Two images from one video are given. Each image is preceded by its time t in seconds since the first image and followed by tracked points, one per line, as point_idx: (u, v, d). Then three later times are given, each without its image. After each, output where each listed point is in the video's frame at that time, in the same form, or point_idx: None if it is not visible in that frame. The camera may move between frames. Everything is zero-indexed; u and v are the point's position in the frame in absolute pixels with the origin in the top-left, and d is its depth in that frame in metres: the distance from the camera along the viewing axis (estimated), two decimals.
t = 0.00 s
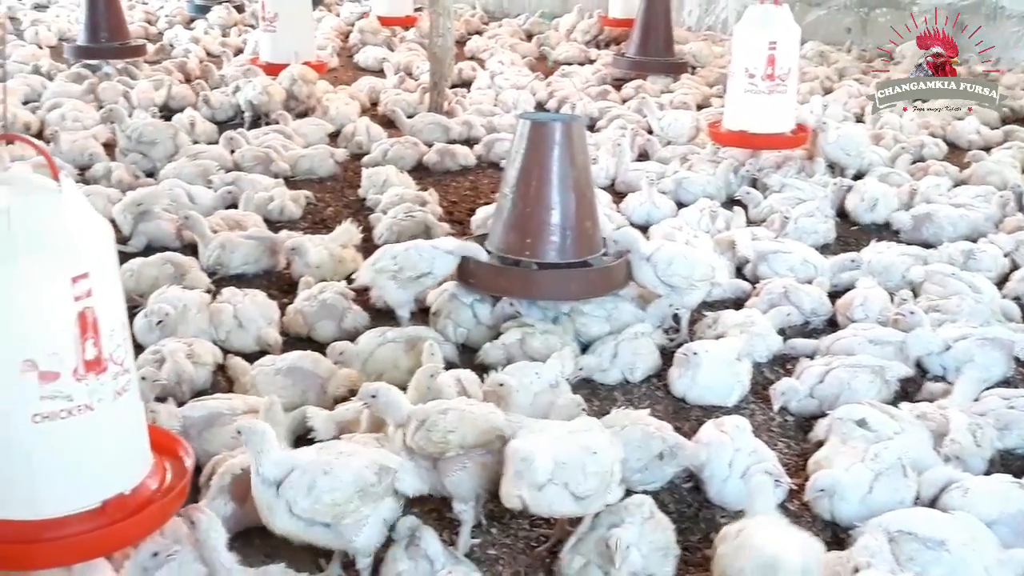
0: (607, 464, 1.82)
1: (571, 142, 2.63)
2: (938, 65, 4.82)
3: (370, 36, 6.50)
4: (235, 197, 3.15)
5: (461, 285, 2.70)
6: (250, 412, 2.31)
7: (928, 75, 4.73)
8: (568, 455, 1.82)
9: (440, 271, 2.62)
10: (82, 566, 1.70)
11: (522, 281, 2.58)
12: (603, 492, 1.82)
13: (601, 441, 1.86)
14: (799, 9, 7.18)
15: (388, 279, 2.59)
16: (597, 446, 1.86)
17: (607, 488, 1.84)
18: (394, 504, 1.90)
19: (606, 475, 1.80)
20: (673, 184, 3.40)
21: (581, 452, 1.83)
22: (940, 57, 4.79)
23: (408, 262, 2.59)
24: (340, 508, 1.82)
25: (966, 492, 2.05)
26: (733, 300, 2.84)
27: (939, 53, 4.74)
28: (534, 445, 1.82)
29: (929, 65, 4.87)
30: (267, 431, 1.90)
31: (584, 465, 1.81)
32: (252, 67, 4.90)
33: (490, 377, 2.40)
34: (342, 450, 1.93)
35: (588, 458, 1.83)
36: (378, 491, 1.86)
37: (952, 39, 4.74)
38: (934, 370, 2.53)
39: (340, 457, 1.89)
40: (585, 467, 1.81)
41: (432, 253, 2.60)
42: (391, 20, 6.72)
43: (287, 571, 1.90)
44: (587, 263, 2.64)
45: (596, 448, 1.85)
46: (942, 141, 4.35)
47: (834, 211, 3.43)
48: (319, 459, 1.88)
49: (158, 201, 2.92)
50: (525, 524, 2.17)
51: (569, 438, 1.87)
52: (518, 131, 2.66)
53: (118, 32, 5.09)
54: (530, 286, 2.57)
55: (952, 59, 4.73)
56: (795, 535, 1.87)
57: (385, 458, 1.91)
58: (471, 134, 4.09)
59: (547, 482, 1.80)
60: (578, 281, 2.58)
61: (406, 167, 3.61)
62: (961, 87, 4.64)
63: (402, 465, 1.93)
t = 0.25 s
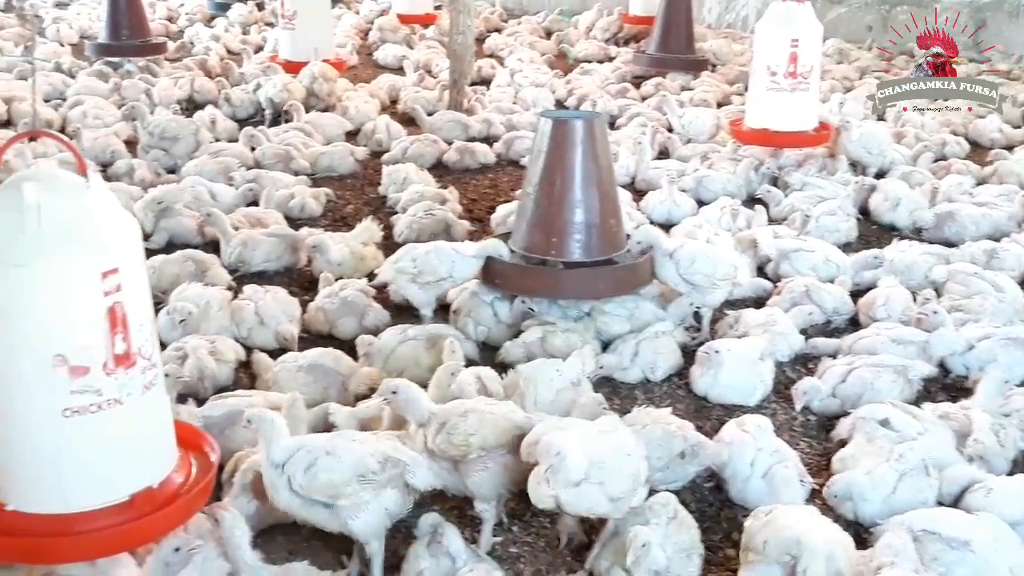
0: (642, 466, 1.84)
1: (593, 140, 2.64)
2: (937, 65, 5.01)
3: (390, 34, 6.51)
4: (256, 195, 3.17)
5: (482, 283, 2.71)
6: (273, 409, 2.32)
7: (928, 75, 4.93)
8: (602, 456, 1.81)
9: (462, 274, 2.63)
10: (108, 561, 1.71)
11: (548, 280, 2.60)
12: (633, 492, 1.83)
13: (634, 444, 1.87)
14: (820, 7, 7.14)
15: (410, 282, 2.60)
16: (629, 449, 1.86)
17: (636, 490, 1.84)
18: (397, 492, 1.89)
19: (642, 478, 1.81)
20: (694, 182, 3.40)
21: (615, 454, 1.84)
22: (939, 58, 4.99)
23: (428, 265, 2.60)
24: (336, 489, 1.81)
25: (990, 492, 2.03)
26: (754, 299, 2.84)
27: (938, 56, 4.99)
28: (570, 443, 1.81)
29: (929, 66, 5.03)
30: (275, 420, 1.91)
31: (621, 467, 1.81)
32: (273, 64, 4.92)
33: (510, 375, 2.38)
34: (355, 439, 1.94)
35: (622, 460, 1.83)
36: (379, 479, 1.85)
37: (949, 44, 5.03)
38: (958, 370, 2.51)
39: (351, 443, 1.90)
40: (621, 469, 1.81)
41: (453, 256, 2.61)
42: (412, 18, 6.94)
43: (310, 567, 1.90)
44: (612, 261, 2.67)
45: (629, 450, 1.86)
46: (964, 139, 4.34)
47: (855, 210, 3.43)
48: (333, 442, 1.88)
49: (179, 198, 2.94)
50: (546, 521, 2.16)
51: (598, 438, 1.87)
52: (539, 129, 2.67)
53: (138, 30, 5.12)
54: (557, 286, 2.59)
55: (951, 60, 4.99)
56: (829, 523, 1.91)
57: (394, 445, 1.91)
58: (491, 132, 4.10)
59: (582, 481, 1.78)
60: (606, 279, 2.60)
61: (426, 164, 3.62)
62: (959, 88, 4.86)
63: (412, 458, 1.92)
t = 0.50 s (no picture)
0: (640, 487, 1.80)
1: (618, 141, 2.63)
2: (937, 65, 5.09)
3: (409, 35, 6.54)
4: (277, 194, 3.19)
5: (503, 283, 2.71)
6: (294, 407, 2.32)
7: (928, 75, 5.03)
8: (608, 478, 1.78)
9: (482, 274, 2.62)
10: (131, 557, 1.71)
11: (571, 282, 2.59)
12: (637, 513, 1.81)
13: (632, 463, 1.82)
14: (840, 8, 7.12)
15: (429, 284, 2.60)
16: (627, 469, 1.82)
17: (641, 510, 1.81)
18: (389, 502, 1.89)
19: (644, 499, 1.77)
20: (714, 183, 3.44)
21: (615, 475, 1.79)
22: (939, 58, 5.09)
23: (447, 267, 2.59)
24: (327, 495, 1.83)
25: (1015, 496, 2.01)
26: (774, 301, 2.83)
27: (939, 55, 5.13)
28: (571, 462, 1.78)
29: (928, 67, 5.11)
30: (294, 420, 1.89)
31: (622, 488, 1.78)
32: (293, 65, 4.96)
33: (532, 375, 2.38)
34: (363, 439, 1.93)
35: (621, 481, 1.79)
36: (370, 489, 1.86)
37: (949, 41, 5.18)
38: (980, 373, 2.50)
39: (356, 447, 1.88)
40: (621, 490, 1.78)
41: (472, 258, 2.60)
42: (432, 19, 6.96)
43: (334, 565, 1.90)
44: (634, 263, 2.66)
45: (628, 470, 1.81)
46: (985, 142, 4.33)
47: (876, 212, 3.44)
48: (338, 444, 1.88)
49: (200, 198, 2.96)
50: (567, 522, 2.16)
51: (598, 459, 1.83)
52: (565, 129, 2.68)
53: (160, 30, 5.17)
54: (581, 288, 2.58)
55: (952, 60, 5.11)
56: (829, 514, 1.84)
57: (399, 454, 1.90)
58: (510, 133, 4.11)
59: (583, 503, 1.75)
60: (631, 280, 2.59)
61: (445, 165, 3.63)
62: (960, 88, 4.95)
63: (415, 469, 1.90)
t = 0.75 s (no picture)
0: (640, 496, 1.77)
1: (639, 141, 2.63)
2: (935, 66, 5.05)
3: (432, 35, 6.56)
4: (301, 193, 3.21)
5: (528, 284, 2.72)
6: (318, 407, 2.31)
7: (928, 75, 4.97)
8: (604, 488, 1.75)
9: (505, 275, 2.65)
10: (158, 553, 1.71)
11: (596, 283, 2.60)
12: (638, 522, 1.78)
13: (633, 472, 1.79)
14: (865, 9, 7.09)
15: (453, 286, 2.63)
16: (629, 478, 1.79)
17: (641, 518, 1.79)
18: (367, 504, 1.93)
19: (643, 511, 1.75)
20: (740, 184, 3.44)
21: (614, 484, 1.77)
22: (938, 60, 5.07)
23: (470, 268, 2.62)
24: (308, 496, 1.90)
25: None
26: (800, 303, 2.82)
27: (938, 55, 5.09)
28: (569, 474, 1.76)
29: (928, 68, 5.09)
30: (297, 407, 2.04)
31: (620, 499, 1.75)
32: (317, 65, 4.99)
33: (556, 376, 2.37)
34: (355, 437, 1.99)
35: (620, 490, 1.77)
36: (348, 491, 1.91)
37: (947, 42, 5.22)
38: (1008, 378, 2.48)
39: (341, 447, 1.94)
40: (620, 500, 1.75)
41: (495, 258, 2.65)
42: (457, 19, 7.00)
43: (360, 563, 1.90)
44: (659, 263, 2.66)
45: (628, 478, 1.78)
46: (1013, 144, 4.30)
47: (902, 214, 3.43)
48: (324, 443, 1.94)
49: (225, 197, 2.99)
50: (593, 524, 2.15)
51: (599, 467, 1.80)
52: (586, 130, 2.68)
53: (186, 30, 5.21)
54: (606, 289, 2.59)
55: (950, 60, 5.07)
56: (824, 496, 1.84)
57: (378, 456, 1.92)
58: (533, 133, 4.12)
59: (581, 515, 1.73)
60: (657, 280, 2.59)
61: (469, 165, 3.65)
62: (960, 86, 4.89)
63: (392, 473, 1.91)
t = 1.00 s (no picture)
0: (643, 485, 1.76)
1: (672, 140, 2.62)
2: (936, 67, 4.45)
3: (461, 33, 6.57)
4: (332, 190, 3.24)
5: (557, 282, 2.72)
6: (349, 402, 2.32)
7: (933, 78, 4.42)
8: (604, 476, 1.77)
9: (535, 274, 2.66)
10: (192, 546, 1.73)
11: (623, 282, 2.60)
12: (648, 512, 1.76)
13: (636, 461, 1.79)
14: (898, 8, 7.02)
15: (483, 284, 2.64)
16: (637, 467, 1.79)
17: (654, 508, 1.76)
18: (375, 507, 1.91)
19: (644, 498, 1.73)
20: (769, 184, 3.44)
21: (616, 473, 1.77)
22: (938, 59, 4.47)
23: (500, 267, 2.62)
24: (323, 494, 1.91)
25: None
26: (831, 304, 2.82)
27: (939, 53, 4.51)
28: (572, 460, 1.79)
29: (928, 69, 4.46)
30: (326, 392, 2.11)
31: (620, 486, 1.75)
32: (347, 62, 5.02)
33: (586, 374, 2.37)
34: (372, 441, 1.99)
35: (623, 479, 1.77)
36: (358, 494, 1.90)
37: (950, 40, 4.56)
38: None
39: (358, 448, 1.94)
40: (620, 487, 1.75)
41: (526, 258, 2.64)
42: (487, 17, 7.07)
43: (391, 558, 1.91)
44: (687, 264, 2.66)
45: (634, 468, 1.78)
46: None
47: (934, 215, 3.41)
48: (343, 444, 1.95)
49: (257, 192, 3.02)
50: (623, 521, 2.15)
51: (607, 459, 1.82)
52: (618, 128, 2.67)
53: (217, 26, 5.24)
54: (636, 288, 2.58)
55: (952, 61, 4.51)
56: (846, 488, 1.87)
57: (388, 460, 1.91)
58: (562, 131, 4.13)
59: (581, 503, 1.76)
60: (683, 282, 2.59)
61: (498, 163, 3.66)
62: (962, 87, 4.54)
63: (401, 479, 1.89)
